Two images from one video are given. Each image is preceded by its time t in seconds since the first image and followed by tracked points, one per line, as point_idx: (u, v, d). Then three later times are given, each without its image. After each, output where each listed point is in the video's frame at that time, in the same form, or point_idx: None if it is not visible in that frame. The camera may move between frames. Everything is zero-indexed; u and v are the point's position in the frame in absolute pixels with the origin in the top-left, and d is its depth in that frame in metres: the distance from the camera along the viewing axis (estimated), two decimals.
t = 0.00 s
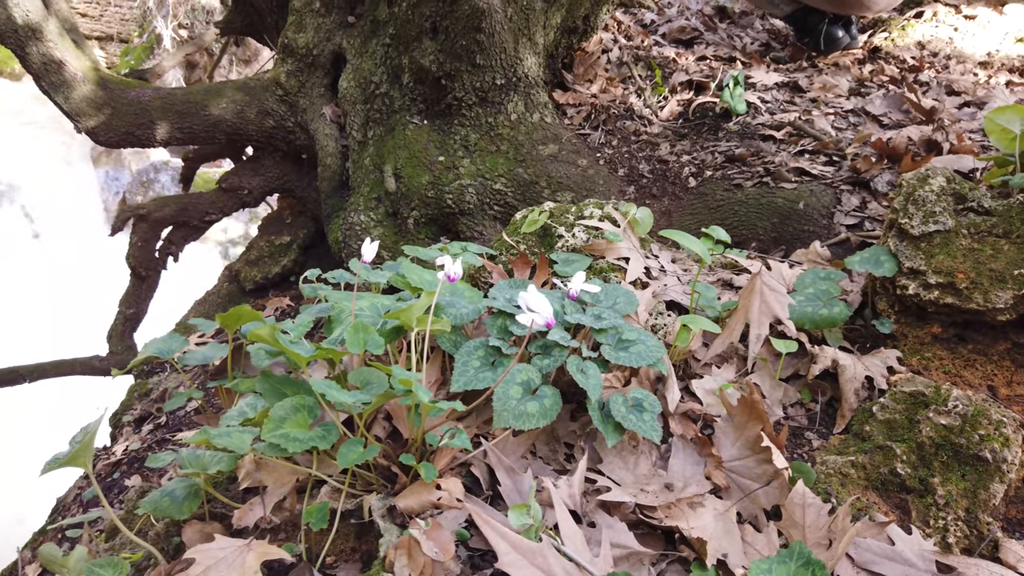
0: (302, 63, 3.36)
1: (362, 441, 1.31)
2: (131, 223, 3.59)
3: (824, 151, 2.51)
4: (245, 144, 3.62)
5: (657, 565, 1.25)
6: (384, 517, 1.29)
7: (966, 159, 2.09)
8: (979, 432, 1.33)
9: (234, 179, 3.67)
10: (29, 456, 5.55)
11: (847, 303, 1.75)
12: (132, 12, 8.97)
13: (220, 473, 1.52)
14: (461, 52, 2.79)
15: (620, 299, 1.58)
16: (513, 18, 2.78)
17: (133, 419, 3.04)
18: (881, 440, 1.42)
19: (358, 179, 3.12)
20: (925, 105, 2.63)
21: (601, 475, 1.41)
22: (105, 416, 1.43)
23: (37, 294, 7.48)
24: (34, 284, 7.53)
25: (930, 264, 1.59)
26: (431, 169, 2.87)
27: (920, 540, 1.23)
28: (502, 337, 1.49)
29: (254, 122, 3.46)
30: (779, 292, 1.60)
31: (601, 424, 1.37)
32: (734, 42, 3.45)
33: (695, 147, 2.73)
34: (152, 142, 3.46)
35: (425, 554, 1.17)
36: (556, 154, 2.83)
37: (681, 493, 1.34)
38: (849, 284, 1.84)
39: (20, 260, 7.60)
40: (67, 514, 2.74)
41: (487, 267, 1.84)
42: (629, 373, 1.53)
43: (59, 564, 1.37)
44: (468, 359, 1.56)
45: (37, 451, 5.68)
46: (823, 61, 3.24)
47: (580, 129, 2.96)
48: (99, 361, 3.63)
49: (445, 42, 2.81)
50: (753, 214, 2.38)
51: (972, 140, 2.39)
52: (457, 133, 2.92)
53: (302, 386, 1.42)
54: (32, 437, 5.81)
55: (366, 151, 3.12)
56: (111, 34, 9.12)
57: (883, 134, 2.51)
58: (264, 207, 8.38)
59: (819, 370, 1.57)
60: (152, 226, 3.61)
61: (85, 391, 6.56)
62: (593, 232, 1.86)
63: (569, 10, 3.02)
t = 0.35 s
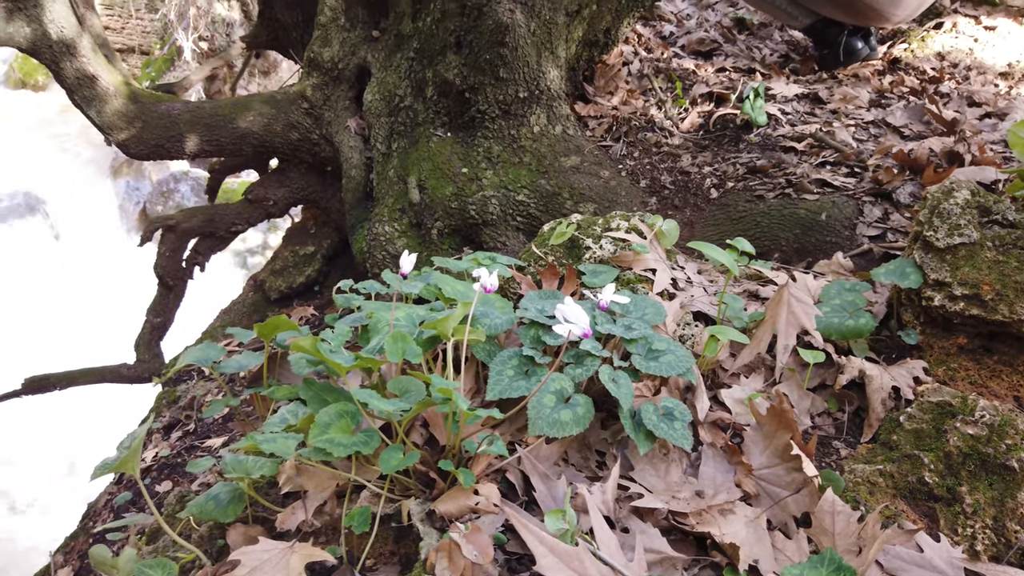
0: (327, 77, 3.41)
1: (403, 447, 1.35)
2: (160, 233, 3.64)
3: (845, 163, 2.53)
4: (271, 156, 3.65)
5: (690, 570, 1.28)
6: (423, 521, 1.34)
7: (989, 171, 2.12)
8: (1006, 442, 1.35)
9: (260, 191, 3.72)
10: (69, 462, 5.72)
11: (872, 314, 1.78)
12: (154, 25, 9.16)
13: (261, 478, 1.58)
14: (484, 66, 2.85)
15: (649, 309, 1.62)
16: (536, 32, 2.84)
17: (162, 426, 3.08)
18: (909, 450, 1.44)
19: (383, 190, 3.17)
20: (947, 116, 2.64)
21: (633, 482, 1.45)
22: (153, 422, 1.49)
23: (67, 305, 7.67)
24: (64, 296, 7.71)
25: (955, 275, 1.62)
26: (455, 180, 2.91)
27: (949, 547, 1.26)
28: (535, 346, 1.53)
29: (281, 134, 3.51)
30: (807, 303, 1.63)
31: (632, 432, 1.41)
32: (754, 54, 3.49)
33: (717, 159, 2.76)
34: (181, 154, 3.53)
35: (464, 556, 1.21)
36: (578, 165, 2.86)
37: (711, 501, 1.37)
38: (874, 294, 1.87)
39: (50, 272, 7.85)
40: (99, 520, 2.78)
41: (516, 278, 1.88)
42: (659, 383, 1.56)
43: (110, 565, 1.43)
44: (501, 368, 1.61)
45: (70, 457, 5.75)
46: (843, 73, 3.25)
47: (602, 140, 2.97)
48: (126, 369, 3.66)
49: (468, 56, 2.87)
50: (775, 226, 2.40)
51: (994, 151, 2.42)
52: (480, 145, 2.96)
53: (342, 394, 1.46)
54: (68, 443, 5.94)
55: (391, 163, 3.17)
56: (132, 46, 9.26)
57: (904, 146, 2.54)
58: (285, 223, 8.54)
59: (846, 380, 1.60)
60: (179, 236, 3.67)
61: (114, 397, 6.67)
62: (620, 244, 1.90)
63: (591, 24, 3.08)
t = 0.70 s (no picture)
0: (360, 88, 3.44)
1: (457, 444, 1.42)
2: (197, 240, 3.67)
3: (876, 171, 2.56)
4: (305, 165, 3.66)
5: (736, 566, 1.32)
6: (476, 516, 1.40)
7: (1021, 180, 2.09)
8: None
9: (294, 200, 3.73)
10: (113, 469, 5.98)
11: (910, 319, 1.82)
12: (182, 37, 9.36)
13: (315, 474, 1.64)
14: (516, 77, 2.87)
15: (689, 313, 1.66)
16: (567, 44, 2.87)
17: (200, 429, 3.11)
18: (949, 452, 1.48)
19: (415, 198, 3.19)
20: (978, 125, 2.66)
21: (677, 481, 1.49)
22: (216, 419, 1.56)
23: (102, 312, 7.90)
24: (100, 303, 7.95)
25: (993, 282, 1.65)
26: (487, 189, 2.93)
27: (991, 547, 1.28)
28: (580, 348, 1.59)
29: (316, 145, 3.54)
30: (846, 308, 1.68)
31: (677, 432, 1.46)
32: (781, 63, 3.52)
33: (747, 167, 2.79)
34: (219, 164, 3.58)
35: (519, 550, 1.27)
36: (609, 174, 2.88)
37: (755, 500, 1.41)
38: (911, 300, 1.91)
39: (85, 280, 8.06)
40: (139, 521, 2.81)
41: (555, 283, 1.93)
42: (701, 385, 1.62)
43: (176, 557, 1.50)
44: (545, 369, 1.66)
45: (117, 464, 6.01)
46: (871, 82, 3.28)
47: (632, 150, 3.02)
48: (163, 373, 3.67)
49: (501, 68, 2.90)
50: (807, 233, 2.43)
51: None
52: (512, 154, 2.98)
53: (396, 393, 1.52)
54: (111, 450, 6.18)
55: (423, 172, 3.19)
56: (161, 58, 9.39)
57: (936, 154, 2.56)
58: (310, 232, 8.62)
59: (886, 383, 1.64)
60: (216, 244, 3.69)
61: (151, 401, 6.82)
62: (658, 251, 1.95)
63: (621, 35, 3.13)
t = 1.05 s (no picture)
0: (409, 102, 3.41)
1: (522, 451, 1.47)
2: (249, 249, 3.68)
3: (927, 186, 2.55)
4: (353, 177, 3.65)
5: None
6: (539, 522, 1.46)
7: None
8: None
9: (342, 210, 3.71)
10: (162, 468, 6.34)
11: (966, 336, 1.82)
12: (226, 49, 9.59)
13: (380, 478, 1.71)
14: (564, 91, 2.88)
15: (745, 327, 1.69)
16: (615, 58, 2.87)
17: (252, 432, 3.17)
18: (1009, 469, 1.48)
19: (461, 211, 3.20)
20: None
21: (736, 493, 1.53)
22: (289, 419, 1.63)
23: (154, 320, 8.06)
24: (168, 308, 8.21)
25: None
26: (533, 202, 2.94)
27: None
28: (639, 360, 1.63)
29: (364, 158, 3.54)
30: (903, 324, 1.69)
31: (736, 444, 1.50)
32: (827, 76, 3.50)
33: (795, 181, 2.79)
34: (271, 177, 3.59)
35: (584, 555, 1.31)
36: (655, 187, 2.87)
37: (813, 512, 1.44)
38: (966, 316, 1.91)
39: (136, 289, 8.29)
40: (194, 521, 2.88)
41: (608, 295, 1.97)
42: (758, 398, 1.65)
43: (247, 554, 1.59)
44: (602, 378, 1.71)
45: (169, 466, 6.36)
46: (920, 95, 3.26)
47: (678, 163, 3.01)
48: (214, 379, 3.70)
49: (548, 82, 2.92)
50: (856, 248, 2.44)
51: None
52: (558, 167, 2.98)
53: (460, 400, 1.59)
54: (162, 450, 6.57)
55: (469, 184, 3.20)
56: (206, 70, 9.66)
57: (987, 169, 2.54)
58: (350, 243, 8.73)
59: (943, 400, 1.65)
60: (267, 253, 3.69)
61: (199, 406, 7.18)
62: (711, 265, 1.98)
63: (668, 49, 3.13)
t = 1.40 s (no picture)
0: (454, 118, 3.42)
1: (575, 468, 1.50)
2: (295, 261, 3.75)
3: (979, 206, 2.51)
4: (398, 192, 3.67)
5: None
6: (592, 538, 1.49)
7: None
8: None
9: (386, 224, 3.76)
10: (210, 474, 6.49)
11: None
12: (269, 62, 9.77)
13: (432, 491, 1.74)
14: (609, 108, 2.90)
15: (797, 347, 1.68)
16: (660, 76, 2.87)
17: (297, 442, 3.22)
18: None
19: (504, 225, 3.23)
20: None
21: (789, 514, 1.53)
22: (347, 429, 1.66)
23: (200, 330, 8.27)
24: (214, 318, 8.42)
25: None
26: (576, 218, 2.96)
27: None
28: (691, 380, 1.64)
29: (408, 172, 3.55)
30: (959, 347, 1.67)
31: (789, 465, 1.50)
32: (874, 93, 3.47)
33: (842, 200, 2.77)
34: (319, 191, 3.60)
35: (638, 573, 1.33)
36: (700, 205, 2.86)
37: (868, 536, 1.44)
38: None
39: (187, 300, 8.56)
40: (240, 528, 2.92)
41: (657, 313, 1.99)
42: (811, 420, 1.64)
43: (304, 562, 1.58)
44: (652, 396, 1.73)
45: (215, 473, 6.48)
46: (970, 112, 3.22)
47: (723, 179, 3.01)
48: (258, 388, 3.73)
49: (593, 99, 2.94)
50: (906, 267, 2.42)
51: None
52: (602, 183, 3.00)
53: (514, 416, 1.62)
54: (209, 456, 6.72)
55: (513, 199, 3.21)
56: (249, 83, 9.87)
57: None
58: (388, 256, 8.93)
59: (1001, 425, 1.63)
60: (313, 265, 3.76)
61: (244, 413, 7.33)
62: (761, 284, 1.99)
63: (713, 67, 3.14)
